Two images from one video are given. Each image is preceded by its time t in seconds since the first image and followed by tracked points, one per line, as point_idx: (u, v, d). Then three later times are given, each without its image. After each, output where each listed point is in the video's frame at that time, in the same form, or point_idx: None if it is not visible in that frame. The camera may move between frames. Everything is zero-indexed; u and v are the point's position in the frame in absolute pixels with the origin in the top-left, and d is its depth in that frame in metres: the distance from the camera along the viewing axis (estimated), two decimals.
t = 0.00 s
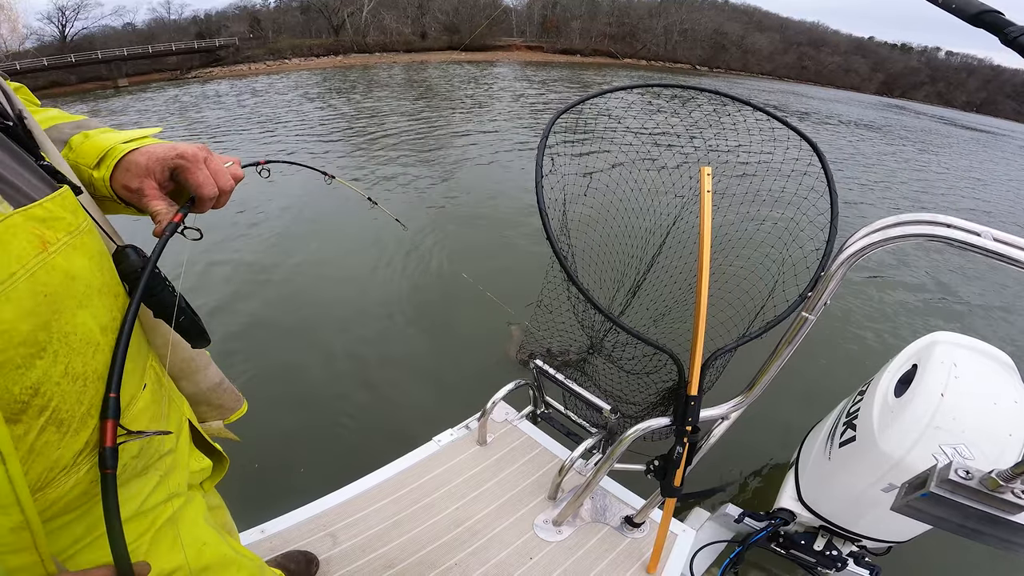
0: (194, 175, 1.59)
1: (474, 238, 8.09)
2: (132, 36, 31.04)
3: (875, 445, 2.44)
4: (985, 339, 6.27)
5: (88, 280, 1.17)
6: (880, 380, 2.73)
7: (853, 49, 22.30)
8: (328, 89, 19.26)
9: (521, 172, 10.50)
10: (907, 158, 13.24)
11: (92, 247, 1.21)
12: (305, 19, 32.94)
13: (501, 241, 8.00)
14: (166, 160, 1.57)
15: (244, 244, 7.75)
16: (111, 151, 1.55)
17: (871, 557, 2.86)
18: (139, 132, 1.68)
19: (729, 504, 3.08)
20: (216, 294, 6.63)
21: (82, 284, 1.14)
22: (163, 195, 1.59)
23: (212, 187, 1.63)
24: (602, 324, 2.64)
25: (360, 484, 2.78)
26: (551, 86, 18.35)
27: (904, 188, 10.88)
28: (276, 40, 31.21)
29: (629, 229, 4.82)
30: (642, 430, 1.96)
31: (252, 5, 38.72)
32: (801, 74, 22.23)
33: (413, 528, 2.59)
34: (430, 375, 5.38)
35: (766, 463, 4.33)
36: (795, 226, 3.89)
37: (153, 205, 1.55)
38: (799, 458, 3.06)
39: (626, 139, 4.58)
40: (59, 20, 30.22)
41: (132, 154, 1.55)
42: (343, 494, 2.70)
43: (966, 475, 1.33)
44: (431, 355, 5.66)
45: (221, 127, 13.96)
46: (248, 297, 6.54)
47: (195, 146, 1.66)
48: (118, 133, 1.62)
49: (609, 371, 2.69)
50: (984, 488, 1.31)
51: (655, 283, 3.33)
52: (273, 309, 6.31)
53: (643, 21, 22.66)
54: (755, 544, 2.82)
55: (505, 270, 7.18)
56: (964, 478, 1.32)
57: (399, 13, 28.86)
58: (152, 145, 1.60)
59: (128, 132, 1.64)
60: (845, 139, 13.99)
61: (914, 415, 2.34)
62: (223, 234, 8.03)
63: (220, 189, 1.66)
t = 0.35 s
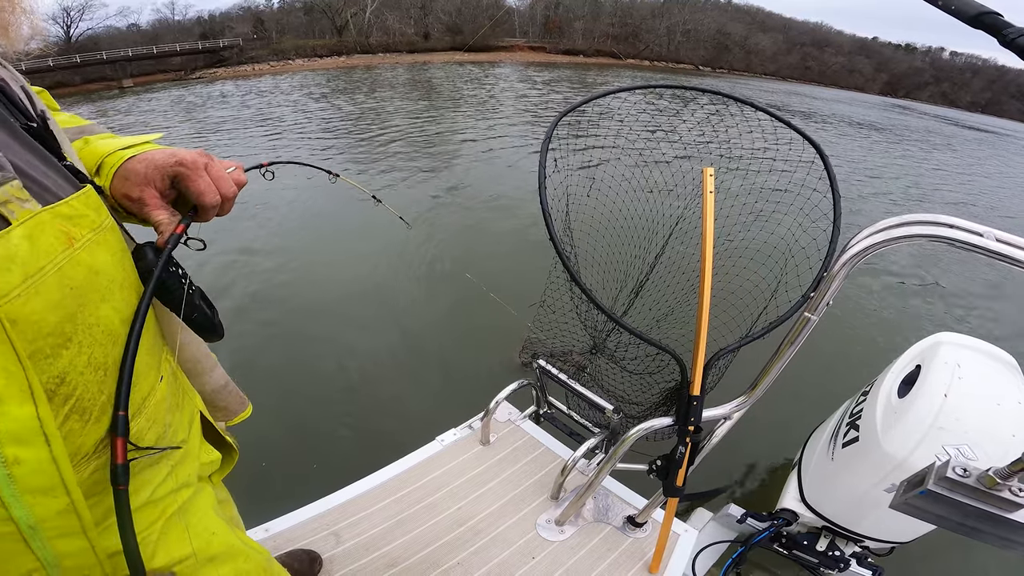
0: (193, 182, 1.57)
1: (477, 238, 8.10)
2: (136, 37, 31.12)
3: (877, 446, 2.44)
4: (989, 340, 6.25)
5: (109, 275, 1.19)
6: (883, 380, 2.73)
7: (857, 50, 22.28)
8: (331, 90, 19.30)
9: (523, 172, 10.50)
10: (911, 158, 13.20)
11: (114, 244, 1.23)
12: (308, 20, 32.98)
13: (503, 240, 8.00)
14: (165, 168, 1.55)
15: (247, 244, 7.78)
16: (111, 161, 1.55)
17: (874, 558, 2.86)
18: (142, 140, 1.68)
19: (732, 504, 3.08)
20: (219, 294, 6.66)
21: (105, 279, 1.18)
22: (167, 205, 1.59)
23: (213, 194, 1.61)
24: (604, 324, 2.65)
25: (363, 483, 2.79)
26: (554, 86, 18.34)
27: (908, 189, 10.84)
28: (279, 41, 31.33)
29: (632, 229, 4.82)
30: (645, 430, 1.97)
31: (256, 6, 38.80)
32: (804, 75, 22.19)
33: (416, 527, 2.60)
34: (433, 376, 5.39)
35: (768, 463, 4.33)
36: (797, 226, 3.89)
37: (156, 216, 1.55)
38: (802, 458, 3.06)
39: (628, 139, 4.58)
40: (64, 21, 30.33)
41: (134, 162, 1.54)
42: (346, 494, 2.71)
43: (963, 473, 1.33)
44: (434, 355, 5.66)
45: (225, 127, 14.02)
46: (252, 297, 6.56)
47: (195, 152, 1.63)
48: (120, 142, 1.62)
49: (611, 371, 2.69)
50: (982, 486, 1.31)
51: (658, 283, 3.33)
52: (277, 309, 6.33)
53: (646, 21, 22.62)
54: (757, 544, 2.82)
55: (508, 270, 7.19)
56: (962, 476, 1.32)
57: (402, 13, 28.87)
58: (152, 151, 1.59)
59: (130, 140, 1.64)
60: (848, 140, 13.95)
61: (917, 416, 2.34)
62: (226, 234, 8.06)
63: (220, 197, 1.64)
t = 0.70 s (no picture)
0: (285, 198, 1.68)
1: (477, 238, 8.10)
2: (136, 38, 31.11)
3: (878, 447, 2.44)
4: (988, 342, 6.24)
5: (133, 261, 1.27)
6: (883, 381, 2.73)
7: (857, 50, 22.25)
8: (331, 90, 19.29)
9: (523, 173, 10.49)
10: (911, 159, 13.18)
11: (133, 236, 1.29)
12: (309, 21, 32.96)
13: (504, 241, 8.00)
14: (261, 186, 1.65)
15: (247, 245, 7.77)
16: (201, 174, 1.60)
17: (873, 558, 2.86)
18: (215, 146, 1.70)
19: (733, 506, 3.08)
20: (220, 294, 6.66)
21: (127, 263, 1.25)
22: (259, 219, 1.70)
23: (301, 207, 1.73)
24: (604, 325, 2.65)
25: (363, 484, 2.78)
26: (554, 87, 18.32)
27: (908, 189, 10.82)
28: (278, 41, 31.33)
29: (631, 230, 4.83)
30: (645, 431, 1.97)
31: (256, 7, 38.79)
32: (804, 75, 22.19)
33: (415, 527, 2.60)
34: (433, 376, 5.40)
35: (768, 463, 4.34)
36: (797, 228, 3.88)
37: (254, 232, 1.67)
38: (803, 459, 3.06)
39: (629, 141, 4.57)
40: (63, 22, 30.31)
41: (229, 179, 1.62)
42: (345, 494, 2.71)
43: (963, 474, 1.33)
44: (435, 355, 5.66)
45: (225, 128, 14.02)
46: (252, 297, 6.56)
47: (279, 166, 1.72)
48: (199, 150, 1.65)
49: (611, 371, 2.69)
50: (982, 487, 1.31)
51: (658, 284, 3.34)
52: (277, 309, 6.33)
53: (646, 22, 22.60)
54: (757, 545, 2.82)
55: (509, 271, 7.18)
56: (961, 477, 1.33)
57: (402, 14, 28.83)
58: (241, 167, 1.66)
59: (207, 147, 1.67)
60: (848, 140, 13.94)
61: (917, 417, 2.34)
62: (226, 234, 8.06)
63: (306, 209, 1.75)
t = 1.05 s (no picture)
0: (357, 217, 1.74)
1: (475, 238, 8.09)
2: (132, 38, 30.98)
3: (874, 447, 2.43)
4: (983, 340, 6.26)
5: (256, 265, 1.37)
6: (878, 379, 2.74)
7: (852, 49, 22.28)
8: (327, 90, 19.24)
9: (520, 173, 10.48)
10: (906, 158, 13.21)
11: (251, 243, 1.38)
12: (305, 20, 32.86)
13: (501, 241, 7.99)
14: (337, 204, 1.69)
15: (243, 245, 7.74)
16: (279, 188, 1.61)
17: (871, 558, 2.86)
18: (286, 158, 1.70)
19: (730, 506, 3.08)
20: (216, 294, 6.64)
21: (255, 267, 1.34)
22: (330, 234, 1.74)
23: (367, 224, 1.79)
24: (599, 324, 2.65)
25: (359, 485, 2.77)
26: (550, 87, 18.30)
27: (903, 188, 10.84)
28: (276, 41, 31.28)
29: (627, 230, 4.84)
30: (640, 431, 1.97)
31: (252, 6, 38.69)
32: (800, 74, 22.22)
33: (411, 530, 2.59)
34: (431, 376, 5.39)
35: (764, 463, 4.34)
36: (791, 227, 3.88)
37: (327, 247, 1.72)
38: (799, 458, 3.05)
39: (626, 140, 4.55)
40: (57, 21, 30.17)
41: (308, 195, 1.65)
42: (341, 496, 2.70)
43: (954, 476, 1.35)
44: (433, 356, 5.65)
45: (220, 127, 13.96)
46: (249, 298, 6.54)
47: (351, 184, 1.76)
48: (274, 161, 1.64)
49: (606, 371, 2.68)
50: (973, 489, 1.33)
51: (653, 283, 3.34)
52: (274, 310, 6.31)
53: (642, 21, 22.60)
54: (754, 545, 2.82)
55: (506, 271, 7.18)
56: (952, 479, 1.34)
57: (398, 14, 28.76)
58: (316, 182, 1.68)
59: (281, 159, 1.66)
60: (844, 139, 13.97)
61: (913, 416, 2.34)
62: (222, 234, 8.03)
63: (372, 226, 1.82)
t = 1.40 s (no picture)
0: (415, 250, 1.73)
1: (467, 239, 8.06)
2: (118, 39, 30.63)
3: (865, 444, 2.45)
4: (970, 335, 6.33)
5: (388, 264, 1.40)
6: (869, 377, 2.77)
7: (840, 48, 22.42)
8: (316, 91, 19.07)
9: (512, 174, 10.47)
10: (894, 155, 13.32)
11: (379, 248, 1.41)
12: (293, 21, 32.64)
13: (494, 242, 7.97)
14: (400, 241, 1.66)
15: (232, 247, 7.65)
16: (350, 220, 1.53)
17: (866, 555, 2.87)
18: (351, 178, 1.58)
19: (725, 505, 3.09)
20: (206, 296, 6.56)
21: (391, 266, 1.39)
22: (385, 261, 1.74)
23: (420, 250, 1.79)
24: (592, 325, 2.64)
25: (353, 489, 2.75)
26: (541, 87, 18.28)
27: (891, 186, 10.93)
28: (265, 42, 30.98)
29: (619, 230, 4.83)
30: (633, 431, 1.97)
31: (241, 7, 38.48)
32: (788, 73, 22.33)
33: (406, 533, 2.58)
34: (426, 378, 5.37)
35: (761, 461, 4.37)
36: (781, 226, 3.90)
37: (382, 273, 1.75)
38: (792, 457, 3.07)
39: (616, 140, 4.57)
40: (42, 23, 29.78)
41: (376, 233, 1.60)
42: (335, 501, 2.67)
43: (938, 477, 1.44)
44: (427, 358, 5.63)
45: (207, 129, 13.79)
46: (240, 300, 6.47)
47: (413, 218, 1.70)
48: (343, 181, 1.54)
49: (599, 372, 2.69)
50: (956, 490, 1.42)
51: (644, 284, 3.36)
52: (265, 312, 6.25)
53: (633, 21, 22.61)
54: (750, 543, 2.83)
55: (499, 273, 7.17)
56: (936, 480, 1.43)
57: (388, 14, 28.62)
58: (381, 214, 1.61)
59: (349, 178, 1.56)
60: (833, 137, 14.04)
61: (904, 413, 2.37)
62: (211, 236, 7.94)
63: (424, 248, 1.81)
